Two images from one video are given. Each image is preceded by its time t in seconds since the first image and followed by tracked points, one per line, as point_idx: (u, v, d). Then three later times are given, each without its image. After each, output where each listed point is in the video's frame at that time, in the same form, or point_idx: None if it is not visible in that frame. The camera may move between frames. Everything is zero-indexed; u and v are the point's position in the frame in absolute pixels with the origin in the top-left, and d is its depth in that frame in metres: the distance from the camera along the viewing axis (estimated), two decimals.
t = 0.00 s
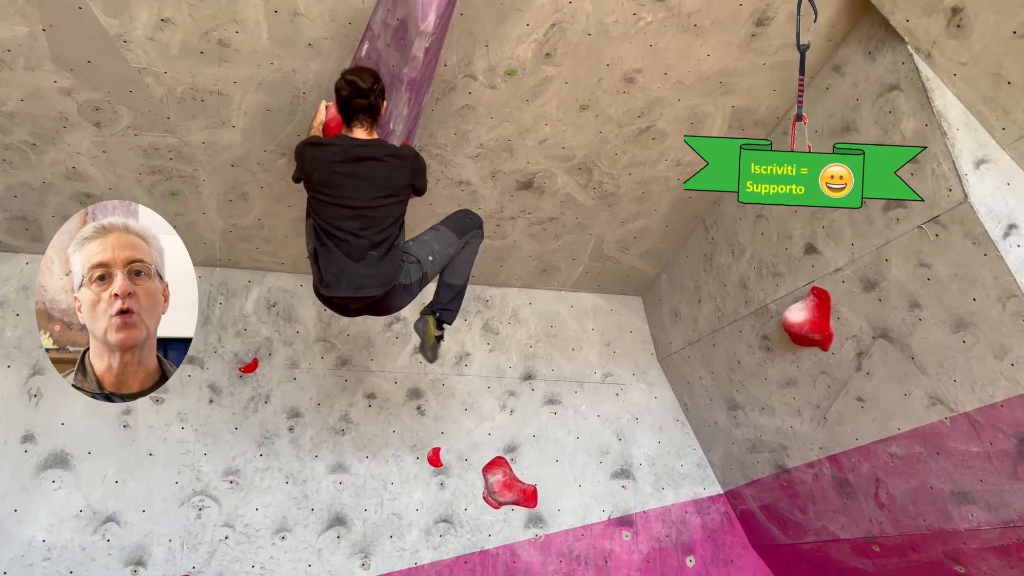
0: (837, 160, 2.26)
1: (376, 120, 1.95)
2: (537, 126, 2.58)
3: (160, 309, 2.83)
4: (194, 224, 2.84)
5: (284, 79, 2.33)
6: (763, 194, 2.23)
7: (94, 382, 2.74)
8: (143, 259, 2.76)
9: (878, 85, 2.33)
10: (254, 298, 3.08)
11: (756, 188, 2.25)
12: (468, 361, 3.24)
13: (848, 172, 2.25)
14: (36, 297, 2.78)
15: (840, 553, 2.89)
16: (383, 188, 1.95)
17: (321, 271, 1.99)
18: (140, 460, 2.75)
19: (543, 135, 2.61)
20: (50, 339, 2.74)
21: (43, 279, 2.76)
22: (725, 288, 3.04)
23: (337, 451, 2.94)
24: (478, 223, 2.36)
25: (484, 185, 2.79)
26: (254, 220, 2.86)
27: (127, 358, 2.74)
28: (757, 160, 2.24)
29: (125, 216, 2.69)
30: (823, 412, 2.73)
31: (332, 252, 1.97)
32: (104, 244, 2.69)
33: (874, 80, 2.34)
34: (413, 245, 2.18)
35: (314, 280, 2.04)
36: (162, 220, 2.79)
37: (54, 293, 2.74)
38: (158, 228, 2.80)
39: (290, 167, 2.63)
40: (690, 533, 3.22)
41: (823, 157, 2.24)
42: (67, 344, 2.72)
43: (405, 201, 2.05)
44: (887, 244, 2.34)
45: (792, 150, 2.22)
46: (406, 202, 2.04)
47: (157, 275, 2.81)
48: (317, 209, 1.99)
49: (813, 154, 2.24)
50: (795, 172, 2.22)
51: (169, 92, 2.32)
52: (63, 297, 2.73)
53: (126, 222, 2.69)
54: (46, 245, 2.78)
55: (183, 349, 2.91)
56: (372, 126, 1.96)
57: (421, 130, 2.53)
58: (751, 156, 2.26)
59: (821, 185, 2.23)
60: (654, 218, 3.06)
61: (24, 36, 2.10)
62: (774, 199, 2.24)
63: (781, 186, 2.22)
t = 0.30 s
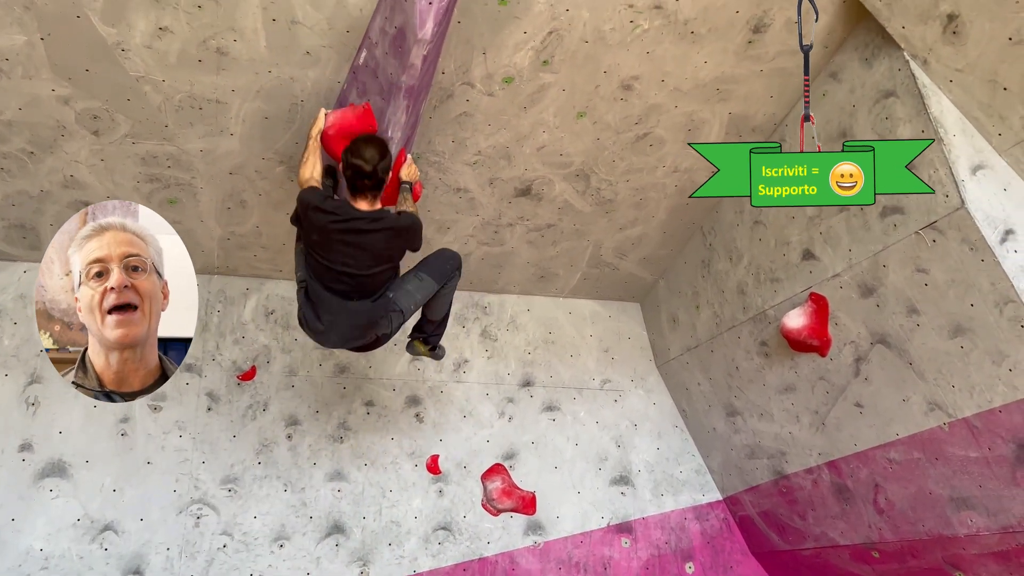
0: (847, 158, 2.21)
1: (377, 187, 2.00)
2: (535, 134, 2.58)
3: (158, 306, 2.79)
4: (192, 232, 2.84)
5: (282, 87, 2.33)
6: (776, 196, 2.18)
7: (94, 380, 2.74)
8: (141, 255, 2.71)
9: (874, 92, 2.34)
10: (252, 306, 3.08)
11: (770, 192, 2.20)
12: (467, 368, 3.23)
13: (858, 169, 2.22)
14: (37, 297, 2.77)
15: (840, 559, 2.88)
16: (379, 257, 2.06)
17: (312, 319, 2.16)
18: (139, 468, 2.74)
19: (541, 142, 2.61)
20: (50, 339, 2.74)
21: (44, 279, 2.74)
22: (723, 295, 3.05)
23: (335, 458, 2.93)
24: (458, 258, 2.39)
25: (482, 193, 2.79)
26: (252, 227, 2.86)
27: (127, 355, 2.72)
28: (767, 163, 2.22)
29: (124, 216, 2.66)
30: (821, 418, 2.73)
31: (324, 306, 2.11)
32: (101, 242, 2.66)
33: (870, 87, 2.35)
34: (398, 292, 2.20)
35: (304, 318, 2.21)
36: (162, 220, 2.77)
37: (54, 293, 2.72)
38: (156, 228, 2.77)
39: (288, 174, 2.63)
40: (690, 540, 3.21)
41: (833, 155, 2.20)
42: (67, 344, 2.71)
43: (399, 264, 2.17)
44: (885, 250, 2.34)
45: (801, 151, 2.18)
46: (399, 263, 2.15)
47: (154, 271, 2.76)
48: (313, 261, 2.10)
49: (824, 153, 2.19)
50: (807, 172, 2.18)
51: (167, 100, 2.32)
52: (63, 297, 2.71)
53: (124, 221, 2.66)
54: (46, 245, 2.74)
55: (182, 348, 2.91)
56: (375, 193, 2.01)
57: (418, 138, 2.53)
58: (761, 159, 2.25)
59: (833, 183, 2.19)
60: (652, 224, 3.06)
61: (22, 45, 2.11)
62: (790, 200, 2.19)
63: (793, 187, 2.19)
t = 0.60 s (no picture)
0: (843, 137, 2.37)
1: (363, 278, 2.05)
2: (535, 140, 2.58)
3: (158, 308, 2.64)
4: (193, 240, 2.84)
5: (282, 95, 2.34)
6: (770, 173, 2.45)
7: (93, 381, 2.67)
8: (141, 258, 2.57)
9: (873, 97, 2.34)
10: (252, 314, 3.08)
11: (767, 168, 2.45)
12: (468, 374, 3.23)
13: (854, 148, 2.34)
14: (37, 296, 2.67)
15: (843, 564, 2.88)
16: (349, 323, 2.21)
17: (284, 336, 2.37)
18: (139, 477, 2.74)
19: (540, 148, 2.62)
20: (49, 338, 2.67)
21: (44, 279, 2.62)
22: (723, 300, 3.04)
23: (336, 466, 2.93)
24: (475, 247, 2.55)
25: (482, 200, 2.80)
26: (252, 235, 2.86)
27: (126, 358, 2.61)
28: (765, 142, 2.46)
29: (124, 216, 2.61)
30: (823, 423, 2.73)
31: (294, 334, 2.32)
32: (101, 244, 2.55)
33: (870, 91, 2.35)
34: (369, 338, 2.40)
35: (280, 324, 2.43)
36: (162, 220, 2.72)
37: (54, 293, 2.61)
38: (156, 228, 2.69)
39: (288, 182, 2.64)
40: (692, 546, 3.21)
41: (828, 135, 2.37)
42: (67, 344, 2.60)
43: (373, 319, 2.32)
44: (885, 255, 2.34)
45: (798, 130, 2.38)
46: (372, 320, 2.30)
47: (154, 273, 2.60)
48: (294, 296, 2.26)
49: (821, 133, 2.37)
50: (804, 151, 2.38)
51: (167, 109, 2.33)
52: (64, 297, 2.58)
53: (123, 220, 2.59)
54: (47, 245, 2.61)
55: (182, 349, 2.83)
56: (360, 281, 2.06)
57: (419, 145, 2.54)
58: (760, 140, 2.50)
59: (827, 162, 2.37)
60: (652, 230, 3.07)
61: (23, 55, 2.12)
62: (786, 176, 2.44)
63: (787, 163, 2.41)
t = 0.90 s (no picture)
0: (842, 97, 2.30)
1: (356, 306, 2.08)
2: (533, 152, 2.59)
3: (160, 311, 2.57)
4: (192, 253, 2.85)
5: (280, 109, 2.34)
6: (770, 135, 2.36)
7: (93, 381, 2.62)
8: (142, 261, 2.48)
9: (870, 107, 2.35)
10: (251, 326, 3.07)
11: (767, 131, 2.36)
12: (467, 386, 3.22)
13: (854, 110, 2.29)
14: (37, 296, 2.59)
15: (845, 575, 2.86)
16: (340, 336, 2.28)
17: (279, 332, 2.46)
18: (138, 491, 2.73)
19: (538, 160, 2.62)
20: (50, 338, 2.61)
21: (44, 279, 2.54)
22: (723, 310, 3.04)
23: (336, 479, 2.92)
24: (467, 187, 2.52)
25: (481, 211, 2.80)
26: (251, 248, 2.86)
27: (126, 360, 2.57)
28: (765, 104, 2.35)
29: (125, 217, 2.55)
30: (824, 433, 2.72)
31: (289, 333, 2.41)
32: (102, 245, 2.48)
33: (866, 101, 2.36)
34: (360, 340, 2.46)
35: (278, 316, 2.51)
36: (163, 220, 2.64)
37: (54, 293, 2.51)
38: (157, 228, 2.61)
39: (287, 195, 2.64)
40: (693, 557, 3.20)
41: (828, 96, 2.30)
42: (67, 344, 2.55)
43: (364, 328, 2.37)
44: (884, 264, 2.34)
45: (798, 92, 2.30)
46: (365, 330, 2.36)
47: (157, 276, 2.52)
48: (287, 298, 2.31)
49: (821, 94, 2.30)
50: (804, 113, 2.31)
51: (166, 123, 2.33)
52: (64, 297, 2.50)
53: (123, 220, 2.54)
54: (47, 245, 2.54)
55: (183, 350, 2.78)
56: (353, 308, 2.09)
57: (417, 157, 2.54)
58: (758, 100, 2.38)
59: (827, 124, 2.33)
60: (651, 240, 3.07)
61: (22, 70, 2.12)
62: (785, 138, 2.37)
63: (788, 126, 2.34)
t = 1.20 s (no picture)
0: (842, 58, 2.26)
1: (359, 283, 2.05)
2: (530, 164, 2.59)
3: (160, 311, 2.42)
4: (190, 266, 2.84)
5: (278, 123, 2.35)
6: (770, 98, 2.40)
7: (92, 382, 2.48)
8: (144, 260, 2.37)
9: (866, 117, 2.36)
10: (250, 340, 3.07)
11: (767, 93, 2.38)
12: (466, 399, 3.22)
13: (854, 72, 2.27)
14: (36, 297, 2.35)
15: None
16: (353, 323, 2.25)
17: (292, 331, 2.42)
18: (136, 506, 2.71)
19: (536, 172, 2.63)
20: (49, 338, 2.41)
21: (43, 279, 2.35)
22: (721, 320, 3.04)
23: (335, 493, 2.91)
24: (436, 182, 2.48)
25: (479, 224, 2.80)
26: (249, 262, 2.85)
27: (125, 361, 2.45)
28: (764, 66, 2.33)
29: (125, 217, 2.46)
30: (823, 444, 2.72)
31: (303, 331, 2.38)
32: (103, 244, 2.34)
33: (862, 112, 2.37)
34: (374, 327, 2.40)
35: (290, 315, 2.49)
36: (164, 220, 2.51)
37: (54, 293, 2.33)
38: (157, 228, 2.47)
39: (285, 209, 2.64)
40: (694, 569, 3.18)
41: (826, 58, 2.27)
42: (67, 344, 2.37)
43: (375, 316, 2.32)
44: (882, 274, 2.35)
45: (799, 53, 2.29)
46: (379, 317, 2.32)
47: (157, 276, 2.39)
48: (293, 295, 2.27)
49: (821, 55, 2.28)
50: (804, 75, 2.32)
51: (163, 137, 2.33)
52: (65, 297, 2.33)
53: (124, 219, 2.44)
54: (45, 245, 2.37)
55: (184, 350, 2.61)
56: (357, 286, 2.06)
57: (415, 170, 2.55)
58: (758, 60, 2.33)
59: (827, 86, 2.33)
60: (649, 251, 3.07)
61: (19, 86, 2.13)
62: (785, 99, 2.40)
63: (787, 88, 2.36)
